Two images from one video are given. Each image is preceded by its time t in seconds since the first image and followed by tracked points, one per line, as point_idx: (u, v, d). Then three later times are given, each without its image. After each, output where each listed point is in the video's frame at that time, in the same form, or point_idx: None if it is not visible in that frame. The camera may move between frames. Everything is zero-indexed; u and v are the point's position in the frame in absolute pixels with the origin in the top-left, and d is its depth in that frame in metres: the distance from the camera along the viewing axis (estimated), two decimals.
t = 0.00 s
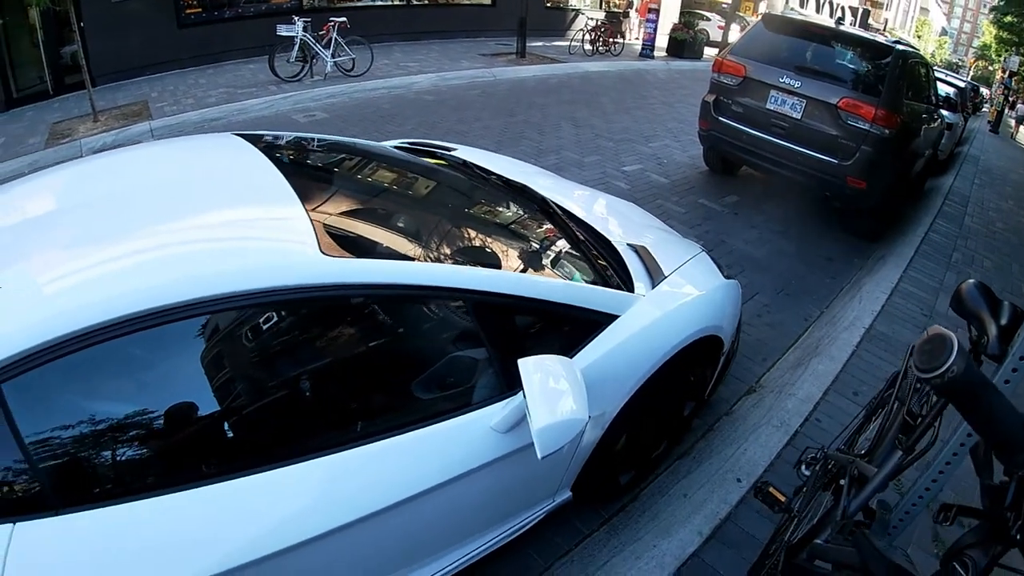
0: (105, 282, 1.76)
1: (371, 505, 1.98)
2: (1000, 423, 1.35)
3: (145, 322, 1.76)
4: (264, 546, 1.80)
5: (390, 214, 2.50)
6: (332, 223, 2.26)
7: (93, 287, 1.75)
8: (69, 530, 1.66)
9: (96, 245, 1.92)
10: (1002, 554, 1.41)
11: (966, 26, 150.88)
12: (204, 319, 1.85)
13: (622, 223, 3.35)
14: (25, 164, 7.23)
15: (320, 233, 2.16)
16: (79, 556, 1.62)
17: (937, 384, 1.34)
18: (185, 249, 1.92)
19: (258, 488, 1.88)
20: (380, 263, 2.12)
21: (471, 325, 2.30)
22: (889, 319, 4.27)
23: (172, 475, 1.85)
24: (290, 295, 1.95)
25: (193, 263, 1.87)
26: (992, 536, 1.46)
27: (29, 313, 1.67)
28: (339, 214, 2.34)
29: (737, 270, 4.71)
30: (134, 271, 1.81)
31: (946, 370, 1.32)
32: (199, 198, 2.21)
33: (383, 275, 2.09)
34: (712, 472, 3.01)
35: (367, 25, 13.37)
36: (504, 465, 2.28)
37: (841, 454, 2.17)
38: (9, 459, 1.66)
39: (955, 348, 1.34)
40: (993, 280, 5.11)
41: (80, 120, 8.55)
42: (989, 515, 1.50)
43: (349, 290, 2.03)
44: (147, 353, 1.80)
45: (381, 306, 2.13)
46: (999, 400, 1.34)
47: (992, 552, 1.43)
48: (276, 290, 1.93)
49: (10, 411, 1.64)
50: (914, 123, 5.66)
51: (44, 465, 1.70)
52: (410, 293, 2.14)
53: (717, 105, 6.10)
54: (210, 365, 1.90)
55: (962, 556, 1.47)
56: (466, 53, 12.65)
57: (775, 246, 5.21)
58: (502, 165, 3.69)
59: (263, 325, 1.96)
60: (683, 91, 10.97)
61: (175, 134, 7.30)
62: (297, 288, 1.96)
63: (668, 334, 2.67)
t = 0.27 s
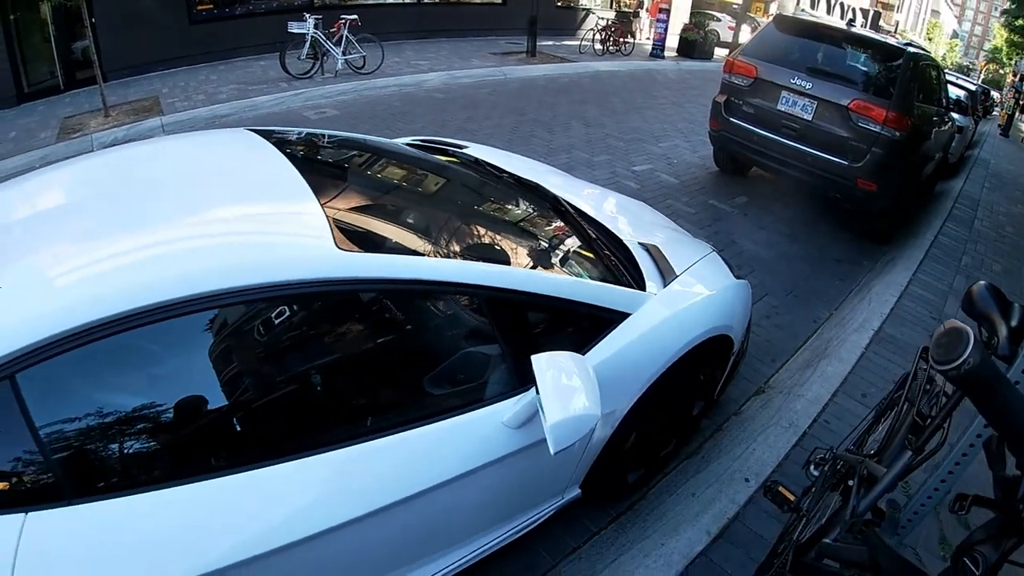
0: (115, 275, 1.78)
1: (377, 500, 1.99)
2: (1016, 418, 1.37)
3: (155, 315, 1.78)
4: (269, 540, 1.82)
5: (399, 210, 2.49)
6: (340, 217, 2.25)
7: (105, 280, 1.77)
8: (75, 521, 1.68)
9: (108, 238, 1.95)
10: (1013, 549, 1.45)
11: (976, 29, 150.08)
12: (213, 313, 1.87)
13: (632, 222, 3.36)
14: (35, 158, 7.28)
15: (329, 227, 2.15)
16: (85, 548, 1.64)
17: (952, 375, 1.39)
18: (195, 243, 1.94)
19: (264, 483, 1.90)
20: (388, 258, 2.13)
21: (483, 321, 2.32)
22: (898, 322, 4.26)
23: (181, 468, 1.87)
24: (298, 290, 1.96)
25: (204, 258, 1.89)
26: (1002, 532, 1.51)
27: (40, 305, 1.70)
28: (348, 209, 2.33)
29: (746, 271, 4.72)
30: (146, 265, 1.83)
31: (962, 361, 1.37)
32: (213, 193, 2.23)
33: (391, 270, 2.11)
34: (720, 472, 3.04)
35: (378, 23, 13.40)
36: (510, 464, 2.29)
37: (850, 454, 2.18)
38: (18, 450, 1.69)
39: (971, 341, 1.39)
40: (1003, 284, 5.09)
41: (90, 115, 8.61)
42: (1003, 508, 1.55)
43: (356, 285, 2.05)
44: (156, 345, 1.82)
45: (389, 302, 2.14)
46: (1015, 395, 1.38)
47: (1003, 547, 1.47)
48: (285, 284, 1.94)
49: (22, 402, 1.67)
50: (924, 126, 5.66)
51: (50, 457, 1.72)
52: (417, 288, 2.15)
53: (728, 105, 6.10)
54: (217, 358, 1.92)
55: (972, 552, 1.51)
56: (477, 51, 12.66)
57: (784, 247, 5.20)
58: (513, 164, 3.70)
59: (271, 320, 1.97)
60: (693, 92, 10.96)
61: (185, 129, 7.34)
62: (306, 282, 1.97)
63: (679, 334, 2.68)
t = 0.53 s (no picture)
0: (126, 268, 1.80)
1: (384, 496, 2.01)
2: None
3: (165, 309, 1.80)
4: (275, 535, 1.83)
5: (409, 206, 2.50)
6: (350, 212, 2.26)
7: (117, 273, 1.79)
8: (83, 513, 1.70)
9: (121, 232, 1.97)
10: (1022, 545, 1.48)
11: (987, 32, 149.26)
12: (222, 307, 1.89)
13: (641, 221, 3.36)
14: (46, 152, 7.35)
15: (341, 222, 2.16)
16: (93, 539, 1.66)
17: (968, 367, 1.54)
18: (206, 237, 1.95)
19: (271, 477, 1.91)
20: (397, 253, 2.14)
21: (493, 317, 2.34)
22: (907, 324, 4.26)
23: (189, 461, 1.89)
24: (307, 284, 1.97)
25: (214, 252, 1.91)
26: (1013, 528, 1.54)
27: (53, 297, 1.72)
28: (357, 205, 2.33)
29: (755, 272, 4.72)
30: (156, 259, 1.85)
31: (976, 354, 1.52)
32: (227, 187, 2.24)
33: (400, 266, 2.12)
34: (729, 472, 3.06)
35: (388, 21, 13.43)
36: (516, 462, 2.30)
37: (859, 455, 2.18)
38: (28, 441, 1.71)
39: (988, 336, 1.54)
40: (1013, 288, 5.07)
41: (101, 110, 8.67)
42: (1015, 501, 1.56)
43: (365, 281, 2.06)
44: (166, 338, 1.84)
45: (397, 298, 2.15)
46: None
47: (1012, 545, 1.51)
48: (295, 279, 1.95)
49: (35, 393, 1.70)
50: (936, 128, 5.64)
51: (57, 449, 1.74)
52: (426, 284, 2.16)
53: (739, 106, 6.10)
54: (226, 352, 1.94)
55: (983, 548, 1.54)
56: (487, 50, 12.68)
57: (794, 248, 5.20)
58: (524, 162, 3.71)
59: (280, 314, 1.99)
60: (703, 92, 10.94)
61: (196, 125, 7.38)
62: (316, 277, 1.99)
63: (690, 333, 2.70)
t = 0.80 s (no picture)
0: (131, 266, 1.81)
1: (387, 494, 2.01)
2: None
3: (169, 306, 1.81)
4: (277, 534, 1.84)
5: (414, 204, 2.51)
6: (355, 210, 2.27)
7: (122, 270, 1.80)
8: (87, 508, 1.71)
9: (127, 229, 1.98)
10: None
11: (992, 34, 148.96)
12: (226, 304, 1.90)
13: (646, 220, 3.37)
14: (52, 149, 7.38)
15: (346, 220, 2.17)
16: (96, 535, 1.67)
17: (977, 363, 1.56)
18: (211, 235, 1.96)
19: (273, 476, 1.92)
20: (402, 251, 2.14)
21: (498, 315, 2.35)
22: (912, 325, 4.25)
23: (194, 457, 1.90)
24: (311, 281, 1.98)
25: (219, 249, 1.91)
26: (1019, 525, 1.54)
27: (59, 294, 1.73)
28: (360, 202, 2.34)
29: (759, 272, 4.72)
30: (161, 257, 1.86)
31: (985, 350, 1.54)
32: (232, 185, 2.25)
33: (403, 263, 2.12)
34: (733, 471, 3.07)
35: (394, 20, 13.45)
36: (520, 461, 2.30)
37: (863, 455, 2.19)
38: (34, 436, 1.72)
39: (997, 333, 1.56)
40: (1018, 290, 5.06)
41: (106, 107, 8.70)
42: (1020, 499, 1.57)
43: (369, 279, 2.07)
44: (171, 335, 1.85)
45: (401, 296, 2.16)
46: None
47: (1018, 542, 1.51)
48: (299, 276, 1.96)
49: (42, 389, 1.71)
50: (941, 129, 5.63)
51: (62, 445, 1.75)
52: (430, 280, 2.17)
53: (744, 106, 6.11)
54: (230, 350, 1.95)
55: (987, 546, 1.54)
56: (492, 49, 12.68)
57: (798, 249, 5.20)
58: (529, 161, 3.71)
59: (284, 312, 2.00)
60: (708, 92, 10.94)
61: (201, 123, 7.40)
62: (321, 274, 1.99)
63: (696, 332, 2.71)
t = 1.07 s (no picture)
0: (143, 260, 1.84)
1: (396, 490, 2.03)
2: None
3: (179, 300, 1.83)
4: (286, 528, 1.86)
5: (424, 201, 2.52)
6: (366, 205, 2.28)
7: (133, 264, 1.82)
8: (98, 499, 1.73)
9: (139, 223, 2.00)
10: None
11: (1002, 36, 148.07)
12: (236, 299, 1.91)
13: (656, 219, 3.37)
14: (63, 145, 7.43)
15: (357, 215, 2.19)
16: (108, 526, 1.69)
17: (990, 356, 1.57)
18: (223, 230, 1.98)
19: (281, 470, 1.93)
20: (410, 246, 2.16)
21: (510, 313, 2.37)
22: (921, 328, 4.24)
23: (204, 451, 1.92)
24: (320, 276, 1.99)
25: (229, 244, 1.93)
26: None
27: (71, 287, 1.75)
28: (371, 197, 2.35)
29: (769, 273, 4.73)
30: (172, 251, 1.88)
31: (998, 344, 1.55)
32: (244, 181, 2.27)
33: (412, 258, 2.13)
34: (742, 471, 3.09)
35: (404, 18, 13.49)
36: (527, 458, 2.31)
37: (872, 456, 2.20)
38: (44, 428, 1.75)
39: (1010, 327, 1.56)
40: None
41: (118, 103, 8.76)
42: None
43: (377, 274, 2.08)
44: (182, 329, 1.87)
45: (408, 292, 2.18)
46: None
47: None
48: (307, 271, 1.98)
49: (57, 381, 1.74)
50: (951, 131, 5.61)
51: (72, 437, 1.77)
52: (438, 273, 2.18)
53: (755, 107, 6.11)
54: (239, 345, 1.97)
55: (997, 542, 1.54)
56: (502, 48, 12.70)
57: (808, 250, 5.20)
58: (540, 159, 3.72)
59: (293, 307, 2.01)
60: (718, 93, 10.92)
61: (212, 120, 7.45)
62: (330, 268, 2.01)
63: (707, 331, 2.72)
